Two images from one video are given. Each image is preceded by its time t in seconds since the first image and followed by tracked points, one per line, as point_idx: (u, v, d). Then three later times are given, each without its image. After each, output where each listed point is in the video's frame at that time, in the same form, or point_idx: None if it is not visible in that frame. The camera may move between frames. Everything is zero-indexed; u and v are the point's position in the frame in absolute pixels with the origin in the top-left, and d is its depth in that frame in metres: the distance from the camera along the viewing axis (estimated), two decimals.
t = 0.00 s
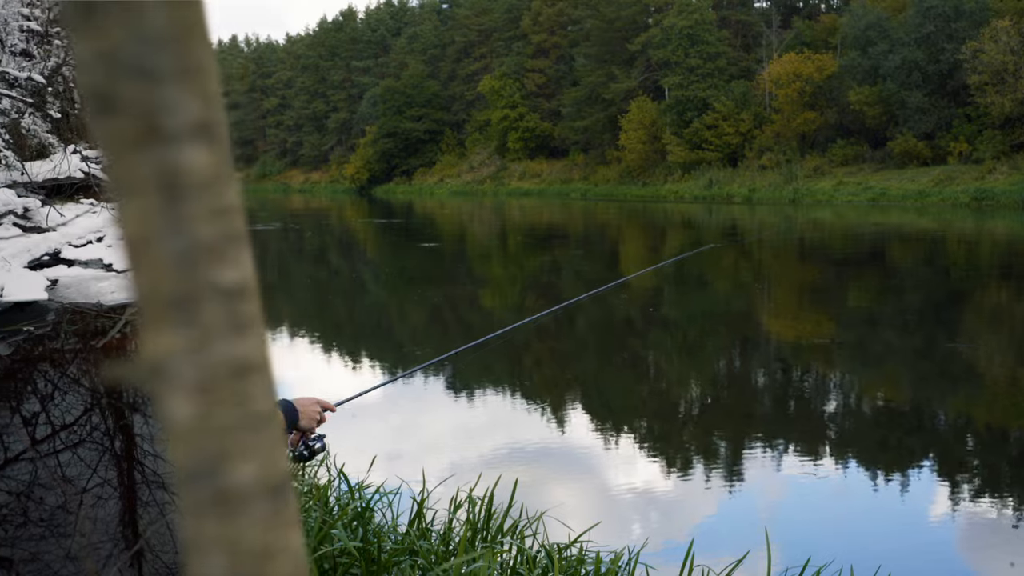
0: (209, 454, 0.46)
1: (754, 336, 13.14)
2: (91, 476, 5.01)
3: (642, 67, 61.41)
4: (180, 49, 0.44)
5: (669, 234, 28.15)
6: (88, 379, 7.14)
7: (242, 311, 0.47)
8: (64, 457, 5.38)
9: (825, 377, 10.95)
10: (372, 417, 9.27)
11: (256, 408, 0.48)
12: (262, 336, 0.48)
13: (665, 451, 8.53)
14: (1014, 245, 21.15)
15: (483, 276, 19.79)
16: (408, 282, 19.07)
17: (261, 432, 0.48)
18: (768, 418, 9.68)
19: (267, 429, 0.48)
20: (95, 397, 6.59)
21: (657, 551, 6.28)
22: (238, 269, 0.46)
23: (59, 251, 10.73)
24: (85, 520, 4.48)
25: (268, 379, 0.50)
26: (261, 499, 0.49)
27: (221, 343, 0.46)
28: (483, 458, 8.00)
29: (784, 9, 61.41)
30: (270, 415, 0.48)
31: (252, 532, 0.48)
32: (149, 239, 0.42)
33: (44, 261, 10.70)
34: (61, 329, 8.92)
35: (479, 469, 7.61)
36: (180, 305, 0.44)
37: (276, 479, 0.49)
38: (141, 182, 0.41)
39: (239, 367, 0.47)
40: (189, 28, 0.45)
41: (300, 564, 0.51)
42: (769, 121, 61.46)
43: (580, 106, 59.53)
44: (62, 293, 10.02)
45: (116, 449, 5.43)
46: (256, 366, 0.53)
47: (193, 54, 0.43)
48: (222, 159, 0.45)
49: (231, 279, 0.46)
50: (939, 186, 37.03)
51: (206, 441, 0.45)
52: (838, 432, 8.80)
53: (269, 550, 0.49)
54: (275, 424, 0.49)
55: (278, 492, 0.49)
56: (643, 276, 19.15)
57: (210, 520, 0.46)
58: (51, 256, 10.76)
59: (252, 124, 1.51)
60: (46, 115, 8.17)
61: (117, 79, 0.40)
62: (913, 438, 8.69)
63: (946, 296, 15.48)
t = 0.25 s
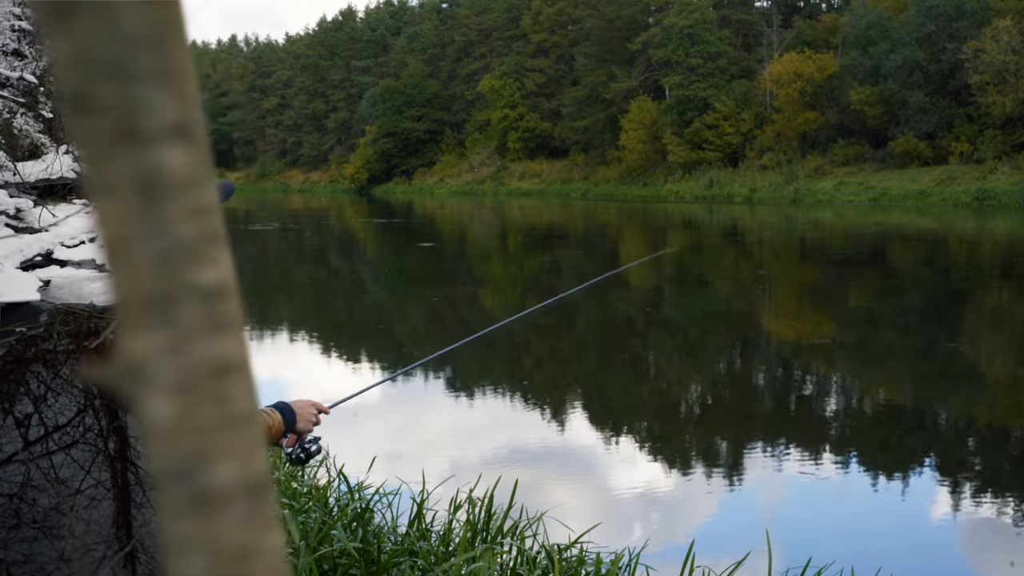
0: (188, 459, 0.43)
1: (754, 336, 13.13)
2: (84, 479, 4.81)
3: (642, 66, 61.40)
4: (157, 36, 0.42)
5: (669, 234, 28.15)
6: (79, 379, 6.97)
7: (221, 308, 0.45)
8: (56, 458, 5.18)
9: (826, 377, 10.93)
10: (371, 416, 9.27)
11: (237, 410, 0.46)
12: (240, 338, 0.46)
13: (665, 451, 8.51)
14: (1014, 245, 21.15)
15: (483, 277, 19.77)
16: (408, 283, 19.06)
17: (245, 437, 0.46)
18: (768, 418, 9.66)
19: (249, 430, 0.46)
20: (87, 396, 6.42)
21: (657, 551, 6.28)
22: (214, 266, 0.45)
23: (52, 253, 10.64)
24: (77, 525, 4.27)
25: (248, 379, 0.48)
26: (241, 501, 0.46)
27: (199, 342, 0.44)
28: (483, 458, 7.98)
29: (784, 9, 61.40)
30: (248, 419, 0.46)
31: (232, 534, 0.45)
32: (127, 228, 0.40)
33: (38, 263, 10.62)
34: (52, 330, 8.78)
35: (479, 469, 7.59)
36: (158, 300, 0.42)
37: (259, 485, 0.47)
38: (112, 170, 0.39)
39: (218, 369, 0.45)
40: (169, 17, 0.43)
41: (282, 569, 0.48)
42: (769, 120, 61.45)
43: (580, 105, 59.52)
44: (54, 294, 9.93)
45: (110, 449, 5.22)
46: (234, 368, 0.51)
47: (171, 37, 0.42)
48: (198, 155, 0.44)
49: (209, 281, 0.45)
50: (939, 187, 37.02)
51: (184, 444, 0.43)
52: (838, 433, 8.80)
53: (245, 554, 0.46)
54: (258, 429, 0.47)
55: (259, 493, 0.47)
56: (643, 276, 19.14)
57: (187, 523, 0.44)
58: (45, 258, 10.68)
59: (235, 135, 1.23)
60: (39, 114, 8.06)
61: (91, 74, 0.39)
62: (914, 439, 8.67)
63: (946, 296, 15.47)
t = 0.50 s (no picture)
0: (165, 460, 0.40)
1: (755, 337, 13.11)
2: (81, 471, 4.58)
3: (643, 66, 61.38)
4: (137, 44, 0.39)
5: (669, 234, 28.13)
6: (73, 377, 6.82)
7: (202, 304, 0.43)
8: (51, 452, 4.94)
9: (827, 378, 10.91)
10: (372, 417, 9.26)
11: (215, 403, 0.43)
12: (220, 339, 0.43)
13: (666, 452, 8.49)
14: (1015, 244, 21.13)
15: (483, 277, 19.76)
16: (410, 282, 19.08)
17: (228, 427, 0.43)
18: (769, 419, 9.64)
19: (232, 423, 0.43)
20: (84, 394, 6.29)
21: (656, 552, 6.26)
22: (198, 251, 0.42)
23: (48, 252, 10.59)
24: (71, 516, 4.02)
25: (232, 372, 0.44)
26: (223, 501, 0.43)
27: (178, 345, 0.42)
28: (483, 458, 7.98)
29: (784, 9, 61.39)
30: (234, 413, 0.43)
31: (213, 520, 0.42)
32: (109, 233, 0.38)
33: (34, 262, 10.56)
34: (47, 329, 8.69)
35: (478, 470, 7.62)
36: (140, 299, 0.40)
37: (238, 471, 0.43)
38: (86, 153, 0.37)
39: (199, 366, 0.42)
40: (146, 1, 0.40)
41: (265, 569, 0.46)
42: (770, 120, 61.43)
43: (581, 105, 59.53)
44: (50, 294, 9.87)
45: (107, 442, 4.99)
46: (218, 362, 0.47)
47: (152, 57, 0.39)
48: (178, 138, 0.41)
49: (188, 258, 0.42)
50: (940, 187, 36.99)
51: (164, 437, 0.40)
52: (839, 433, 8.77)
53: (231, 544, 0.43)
54: (240, 423, 0.43)
55: (240, 489, 0.44)
56: (643, 277, 19.14)
57: (172, 519, 0.41)
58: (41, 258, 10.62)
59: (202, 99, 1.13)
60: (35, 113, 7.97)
61: (62, 50, 0.36)
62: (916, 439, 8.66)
63: (947, 296, 15.46)
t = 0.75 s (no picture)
0: (145, 463, 0.36)
1: (754, 336, 13.13)
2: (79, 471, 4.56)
3: (642, 66, 61.41)
4: (110, 14, 0.35)
5: (668, 234, 28.17)
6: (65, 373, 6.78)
7: (180, 294, 0.37)
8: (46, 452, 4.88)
9: (826, 376, 10.94)
10: (372, 416, 9.27)
11: (196, 405, 0.38)
12: (201, 335, 0.38)
13: (664, 451, 8.53)
14: (1013, 244, 21.16)
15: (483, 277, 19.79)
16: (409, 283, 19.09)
17: (213, 429, 0.38)
18: (768, 417, 9.65)
19: (217, 425, 0.38)
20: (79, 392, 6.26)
21: (655, 549, 6.27)
22: (177, 232, 0.37)
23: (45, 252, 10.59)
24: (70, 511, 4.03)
25: (214, 373, 0.39)
26: (208, 508, 0.38)
27: (156, 340, 0.37)
28: (483, 457, 8.03)
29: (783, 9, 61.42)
30: (218, 418, 0.38)
31: (192, 535, 0.38)
32: (76, 213, 0.33)
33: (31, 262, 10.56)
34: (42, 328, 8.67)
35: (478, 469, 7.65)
36: (113, 292, 0.35)
37: (223, 479, 0.39)
38: (48, 121, 0.32)
39: (181, 364, 0.37)
40: None
41: None
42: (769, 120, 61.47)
43: (580, 105, 59.53)
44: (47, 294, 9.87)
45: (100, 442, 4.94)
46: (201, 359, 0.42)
47: (126, 30, 0.36)
48: (150, 112, 0.36)
49: (167, 242, 0.37)
50: (939, 187, 37.03)
51: (142, 441, 0.36)
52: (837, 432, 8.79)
53: (216, 555, 0.38)
54: (224, 419, 0.39)
55: (223, 497, 0.39)
56: (642, 276, 19.17)
57: (149, 535, 0.36)
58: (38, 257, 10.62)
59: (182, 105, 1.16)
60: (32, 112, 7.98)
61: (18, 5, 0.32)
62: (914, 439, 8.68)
63: (945, 296, 15.49)
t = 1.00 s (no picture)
0: (131, 453, 0.38)
1: (753, 336, 13.16)
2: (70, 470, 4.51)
3: (642, 66, 61.39)
4: (87, 38, 0.37)
5: (669, 234, 28.18)
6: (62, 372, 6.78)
7: (164, 298, 0.40)
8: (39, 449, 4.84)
9: (824, 376, 10.96)
10: (371, 416, 9.27)
11: (178, 400, 0.40)
12: (184, 335, 0.40)
13: (664, 450, 8.54)
14: (1013, 244, 21.18)
15: (484, 277, 19.82)
16: (409, 283, 19.12)
17: (192, 423, 0.41)
18: (767, 417, 9.67)
19: (195, 421, 0.41)
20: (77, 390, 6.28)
21: (655, 550, 6.30)
22: (158, 241, 0.39)
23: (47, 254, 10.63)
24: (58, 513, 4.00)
25: (194, 375, 0.42)
26: (184, 489, 0.41)
27: (137, 339, 0.39)
28: (484, 457, 8.03)
29: (783, 9, 61.38)
30: (198, 414, 0.41)
31: (173, 525, 0.40)
32: (56, 228, 0.35)
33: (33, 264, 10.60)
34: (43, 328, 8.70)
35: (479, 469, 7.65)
36: (88, 288, 0.36)
37: (201, 469, 0.41)
38: (39, 139, 0.35)
39: (160, 362, 0.40)
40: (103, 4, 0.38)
41: None
42: (769, 120, 61.45)
43: (580, 105, 59.55)
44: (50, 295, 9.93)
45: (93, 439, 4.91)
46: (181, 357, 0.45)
47: (96, 53, 0.37)
48: (136, 131, 0.39)
49: (152, 253, 0.39)
50: (938, 187, 37.04)
51: (126, 435, 0.38)
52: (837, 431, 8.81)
53: (191, 543, 0.40)
54: (202, 410, 0.41)
55: (205, 484, 0.41)
56: (643, 276, 19.20)
57: (131, 523, 0.38)
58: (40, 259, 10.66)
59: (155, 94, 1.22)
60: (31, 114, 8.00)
61: (18, 67, 0.34)
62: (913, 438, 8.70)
63: (944, 296, 15.53)
